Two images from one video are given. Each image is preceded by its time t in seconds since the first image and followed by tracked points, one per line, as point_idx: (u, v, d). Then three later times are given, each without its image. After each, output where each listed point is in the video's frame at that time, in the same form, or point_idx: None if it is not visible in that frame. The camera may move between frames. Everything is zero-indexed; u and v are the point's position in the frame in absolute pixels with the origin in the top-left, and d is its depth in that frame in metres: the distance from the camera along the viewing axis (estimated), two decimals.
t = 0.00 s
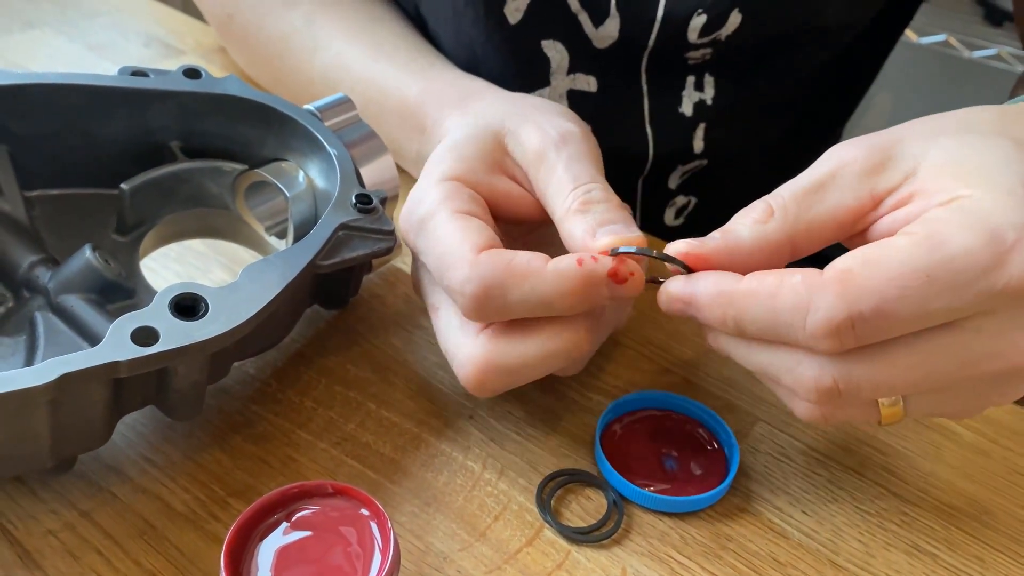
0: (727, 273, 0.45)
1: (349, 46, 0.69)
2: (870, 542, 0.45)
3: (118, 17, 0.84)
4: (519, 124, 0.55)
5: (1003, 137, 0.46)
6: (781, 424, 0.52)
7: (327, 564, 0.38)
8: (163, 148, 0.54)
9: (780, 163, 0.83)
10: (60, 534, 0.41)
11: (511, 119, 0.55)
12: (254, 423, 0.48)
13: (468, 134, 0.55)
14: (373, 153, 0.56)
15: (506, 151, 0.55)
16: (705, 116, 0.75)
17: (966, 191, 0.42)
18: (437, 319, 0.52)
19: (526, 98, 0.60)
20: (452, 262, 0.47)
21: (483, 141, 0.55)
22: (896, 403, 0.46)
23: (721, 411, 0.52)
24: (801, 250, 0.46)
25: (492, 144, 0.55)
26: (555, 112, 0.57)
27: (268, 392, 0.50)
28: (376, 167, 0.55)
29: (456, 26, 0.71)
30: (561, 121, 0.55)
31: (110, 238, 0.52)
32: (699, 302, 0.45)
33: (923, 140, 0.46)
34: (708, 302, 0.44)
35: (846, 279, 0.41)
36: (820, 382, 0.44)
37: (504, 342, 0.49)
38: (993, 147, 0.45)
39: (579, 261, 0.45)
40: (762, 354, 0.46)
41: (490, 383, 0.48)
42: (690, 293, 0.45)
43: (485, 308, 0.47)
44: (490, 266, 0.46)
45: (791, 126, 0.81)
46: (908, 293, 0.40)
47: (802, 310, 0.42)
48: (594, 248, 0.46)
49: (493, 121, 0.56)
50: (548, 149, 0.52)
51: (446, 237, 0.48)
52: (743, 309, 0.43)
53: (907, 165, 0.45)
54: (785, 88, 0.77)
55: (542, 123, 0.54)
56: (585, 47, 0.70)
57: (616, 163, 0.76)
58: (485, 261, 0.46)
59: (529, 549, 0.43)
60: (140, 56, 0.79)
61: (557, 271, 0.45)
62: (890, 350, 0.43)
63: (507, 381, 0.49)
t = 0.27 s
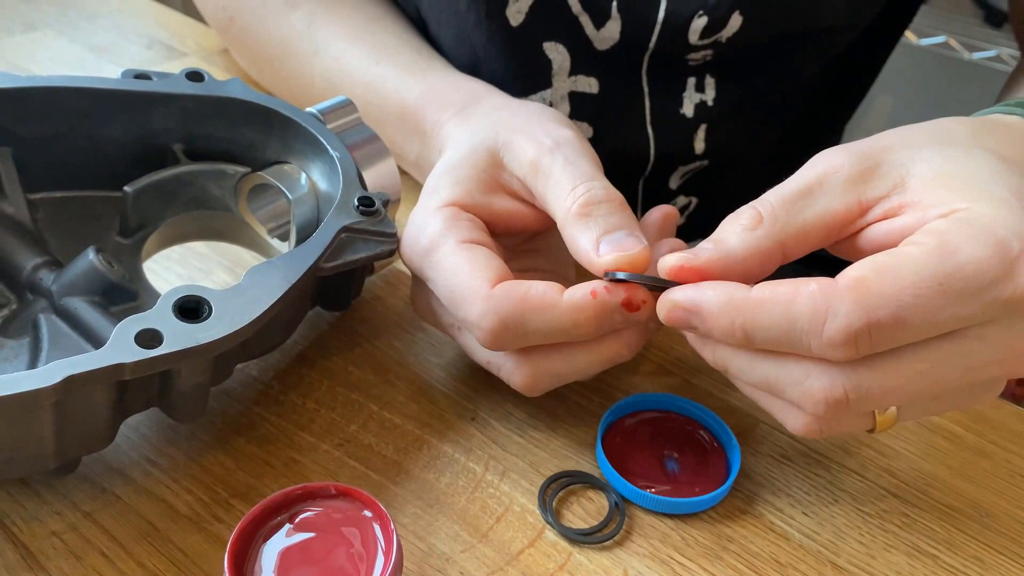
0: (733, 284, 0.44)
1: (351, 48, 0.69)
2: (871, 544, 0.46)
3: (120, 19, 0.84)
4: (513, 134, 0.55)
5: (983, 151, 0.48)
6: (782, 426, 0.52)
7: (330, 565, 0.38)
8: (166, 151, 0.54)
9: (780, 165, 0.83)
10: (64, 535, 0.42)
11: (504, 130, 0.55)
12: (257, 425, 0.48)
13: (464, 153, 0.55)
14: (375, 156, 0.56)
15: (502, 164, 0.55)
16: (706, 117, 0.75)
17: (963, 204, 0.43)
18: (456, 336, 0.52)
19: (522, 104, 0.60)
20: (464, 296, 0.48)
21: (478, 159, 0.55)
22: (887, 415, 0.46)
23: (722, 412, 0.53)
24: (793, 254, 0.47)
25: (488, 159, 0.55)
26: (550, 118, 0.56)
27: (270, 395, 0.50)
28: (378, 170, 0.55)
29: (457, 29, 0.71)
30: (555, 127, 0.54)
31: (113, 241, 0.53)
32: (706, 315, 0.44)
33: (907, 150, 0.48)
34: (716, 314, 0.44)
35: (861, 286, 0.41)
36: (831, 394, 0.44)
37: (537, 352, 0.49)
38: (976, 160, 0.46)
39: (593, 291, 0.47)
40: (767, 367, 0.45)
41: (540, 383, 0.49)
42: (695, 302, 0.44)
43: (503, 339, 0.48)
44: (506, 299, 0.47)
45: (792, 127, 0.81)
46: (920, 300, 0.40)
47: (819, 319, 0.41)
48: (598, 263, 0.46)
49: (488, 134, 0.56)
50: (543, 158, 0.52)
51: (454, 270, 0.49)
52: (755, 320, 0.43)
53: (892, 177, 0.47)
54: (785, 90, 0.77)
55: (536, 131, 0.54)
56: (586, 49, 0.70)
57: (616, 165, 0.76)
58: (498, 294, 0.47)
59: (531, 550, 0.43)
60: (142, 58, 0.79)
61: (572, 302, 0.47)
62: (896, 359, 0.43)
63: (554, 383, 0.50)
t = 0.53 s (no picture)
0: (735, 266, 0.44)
1: (352, 48, 0.69)
2: (872, 545, 0.45)
3: (120, 19, 0.84)
4: (535, 134, 0.55)
5: (965, 132, 0.49)
6: (783, 427, 0.52)
7: (331, 566, 0.38)
8: (167, 152, 0.54)
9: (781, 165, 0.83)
10: (64, 536, 0.42)
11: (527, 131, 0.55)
12: (258, 425, 0.48)
13: (483, 150, 0.55)
14: (376, 157, 0.56)
15: (523, 164, 0.54)
16: (708, 118, 0.75)
17: (958, 172, 0.44)
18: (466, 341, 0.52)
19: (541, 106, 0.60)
20: (484, 291, 0.48)
21: (501, 155, 0.54)
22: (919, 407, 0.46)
23: (723, 413, 0.53)
24: (799, 243, 0.47)
25: (509, 157, 0.54)
26: (568, 123, 0.56)
27: (271, 395, 0.50)
28: (379, 171, 0.56)
29: (458, 29, 0.71)
30: (578, 132, 0.54)
31: (114, 242, 0.53)
32: (714, 300, 0.43)
33: (892, 137, 0.48)
34: (724, 297, 0.43)
35: (866, 249, 0.40)
36: (860, 381, 0.42)
37: (543, 363, 0.49)
38: (960, 138, 0.47)
39: (614, 316, 0.46)
40: (792, 362, 0.44)
41: (530, 398, 0.49)
42: (700, 289, 0.43)
43: (512, 339, 0.47)
44: (525, 304, 0.46)
45: (792, 128, 0.81)
46: (928, 259, 0.40)
47: (828, 285, 0.41)
48: (622, 269, 0.46)
49: (507, 132, 0.56)
50: (567, 160, 0.51)
51: (474, 264, 0.49)
52: (765, 296, 0.42)
53: (884, 162, 0.47)
54: (786, 90, 0.77)
55: (561, 135, 0.54)
56: (588, 49, 0.70)
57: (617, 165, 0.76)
58: (521, 295, 0.47)
59: (532, 551, 0.43)
60: (143, 59, 0.79)
61: (591, 321, 0.46)
62: (917, 335, 0.42)
63: (545, 399, 0.50)
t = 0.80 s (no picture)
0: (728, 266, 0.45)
1: (352, 49, 0.70)
2: (869, 545, 0.46)
3: (120, 20, 0.84)
4: (538, 133, 0.55)
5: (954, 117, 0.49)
6: (780, 427, 0.52)
7: (329, 565, 0.38)
8: (165, 152, 0.54)
9: (780, 166, 0.83)
10: (62, 536, 0.42)
11: (530, 128, 0.56)
12: (256, 425, 0.48)
13: (484, 137, 0.55)
14: (374, 157, 0.56)
15: (525, 159, 0.55)
16: (708, 118, 0.75)
17: (943, 149, 0.45)
18: (466, 342, 0.51)
19: (546, 107, 0.60)
20: (475, 253, 0.47)
21: (502, 146, 0.54)
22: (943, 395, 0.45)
23: (720, 412, 0.53)
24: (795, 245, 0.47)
25: (508, 149, 0.55)
26: (574, 126, 0.57)
27: (270, 395, 0.50)
28: (377, 171, 0.56)
29: (458, 30, 0.72)
30: (581, 136, 0.55)
31: (113, 242, 0.53)
32: (711, 299, 0.44)
33: (881, 134, 0.49)
34: (720, 294, 0.43)
35: (851, 232, 0.41)
36: (869, 366, 0.41)
37: (527, 337, 0.49)
38: (946, 122, 0.48)
39: (605, 268, 0.46)
40: (800, 355, 0.43)
41: (518, 371, 0.49)
42: (697, 290, 0.44)
43: (504, 299, 0.46)
44: (519, 258, 0.46)
45: (791, 128, 0.81)
46: (916, 233, 0.40)
47: (819, 269, 0.41)
48: (613, 254, 0.47)
49: (507, 125, 0.56)
50: (567, 161, 0.52)
51: (466, 228, 0.48)
52: (760, 289, 0.43)
53: (875, 156, 0.47)
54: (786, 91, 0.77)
55: (564, 137, 0.54)
56: (587, 49, 0.70)
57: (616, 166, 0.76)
58: (511, 253, 0.46)
59: (530, 551, 0.43)
60: (142, 59, 0.79)
61: (583, 275, 0.46)
62: (920, 316, 0.42)
63: (532, 374, 0.49)
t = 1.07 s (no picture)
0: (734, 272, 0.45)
1: (352, 49, 0.70)
2: (868, 544, 0.46)
3: (120, 20, 0.84)
4: (534, 140, 0.55)
5: (960, 133, 0.49)
6: (779, 427, 0.52)
7: (328, 565, 0.38)
8: (165, 152, 0.54)
9: (780, 166, 0.83)
10: (62, 535, 0.42)
11: (527, 133, 0.56)
12: (255, 425, 0.48)
13: (482, 143, 0.55)
14: (374, 157, 0.56)
15: (520, 166, 0.55)
16: (709, 118, 0.75)
17: (948, 174, 0.45)
18: (465, 338, 0.51)
19: (545, 111, 0.60)
20: (466, 255, 0.47)
21: (499, 154, 0.54)
22: (920, 411, 0.46)
23: (719, 412, 0.53)
24: (794, 246, 0.47)
25: (506, 155, 0.55)
26: (571, 131, 0.57)
27: (269, 395, 0.50)
28: (377, 171, 0.56)
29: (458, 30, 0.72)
30: (577, 143, 0.55)
31: (113, 242, 0.53)
32: (710, 305, 0.44)
33: (891, 139, 0.49)
34: (719, 303, 0.43)
35: (851, 257, 0.41)
36: (857, 387, 0.42)
37: (529, 340, 0.49)
38: (955, 140, 0.48)
39: (596, 271, 0.46)
40: (792, 369, 0.44)
41: (520, 375, 0.49)
42: (698, 295, 0.44)
43: (494, 301, 0.46)
44: (511, 262, 0.46)
45: (792, 128, 0.81)
46: (915, 263, 0.40)
47: (816, 294, 0.41)
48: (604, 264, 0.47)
49: (506, 130, 0.56)
50: (563, 171, 0.52)
51: (460, 232, 0.48)
52: (757, 304, 0.43)
53: (880, 163, 0.48)
54: (786, 91, 0.77)
55: (559, 142, 0.54)
56: (588, 49, 0.70)
57: (616, 165, 0.76)
58: (502, 256, 0.46)
59: (529, 550, 0.43)
60: (142, 60, 0.79)
61: (574, 277, 0.45)
62: (912, 341, 0.42)
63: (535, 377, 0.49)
